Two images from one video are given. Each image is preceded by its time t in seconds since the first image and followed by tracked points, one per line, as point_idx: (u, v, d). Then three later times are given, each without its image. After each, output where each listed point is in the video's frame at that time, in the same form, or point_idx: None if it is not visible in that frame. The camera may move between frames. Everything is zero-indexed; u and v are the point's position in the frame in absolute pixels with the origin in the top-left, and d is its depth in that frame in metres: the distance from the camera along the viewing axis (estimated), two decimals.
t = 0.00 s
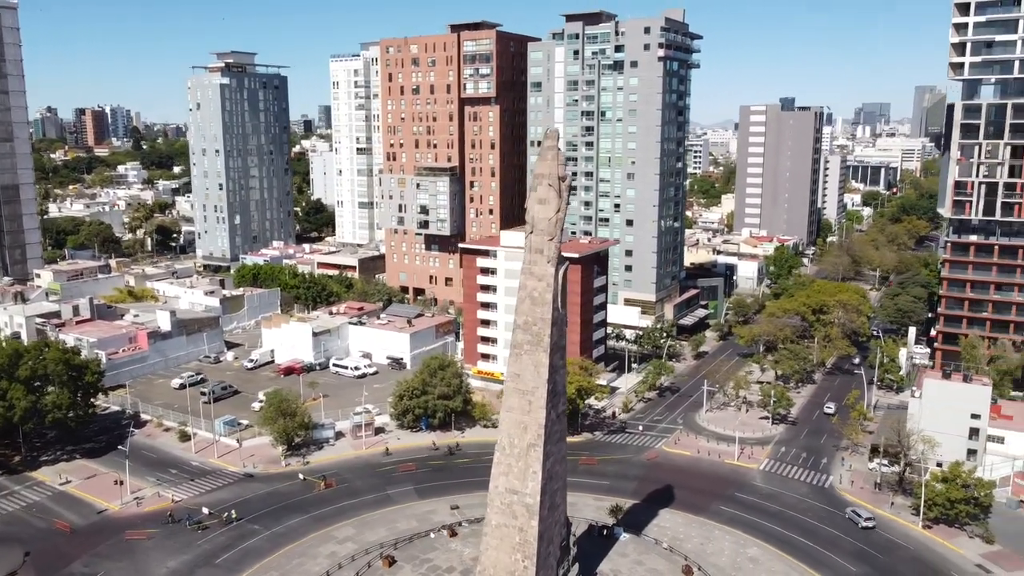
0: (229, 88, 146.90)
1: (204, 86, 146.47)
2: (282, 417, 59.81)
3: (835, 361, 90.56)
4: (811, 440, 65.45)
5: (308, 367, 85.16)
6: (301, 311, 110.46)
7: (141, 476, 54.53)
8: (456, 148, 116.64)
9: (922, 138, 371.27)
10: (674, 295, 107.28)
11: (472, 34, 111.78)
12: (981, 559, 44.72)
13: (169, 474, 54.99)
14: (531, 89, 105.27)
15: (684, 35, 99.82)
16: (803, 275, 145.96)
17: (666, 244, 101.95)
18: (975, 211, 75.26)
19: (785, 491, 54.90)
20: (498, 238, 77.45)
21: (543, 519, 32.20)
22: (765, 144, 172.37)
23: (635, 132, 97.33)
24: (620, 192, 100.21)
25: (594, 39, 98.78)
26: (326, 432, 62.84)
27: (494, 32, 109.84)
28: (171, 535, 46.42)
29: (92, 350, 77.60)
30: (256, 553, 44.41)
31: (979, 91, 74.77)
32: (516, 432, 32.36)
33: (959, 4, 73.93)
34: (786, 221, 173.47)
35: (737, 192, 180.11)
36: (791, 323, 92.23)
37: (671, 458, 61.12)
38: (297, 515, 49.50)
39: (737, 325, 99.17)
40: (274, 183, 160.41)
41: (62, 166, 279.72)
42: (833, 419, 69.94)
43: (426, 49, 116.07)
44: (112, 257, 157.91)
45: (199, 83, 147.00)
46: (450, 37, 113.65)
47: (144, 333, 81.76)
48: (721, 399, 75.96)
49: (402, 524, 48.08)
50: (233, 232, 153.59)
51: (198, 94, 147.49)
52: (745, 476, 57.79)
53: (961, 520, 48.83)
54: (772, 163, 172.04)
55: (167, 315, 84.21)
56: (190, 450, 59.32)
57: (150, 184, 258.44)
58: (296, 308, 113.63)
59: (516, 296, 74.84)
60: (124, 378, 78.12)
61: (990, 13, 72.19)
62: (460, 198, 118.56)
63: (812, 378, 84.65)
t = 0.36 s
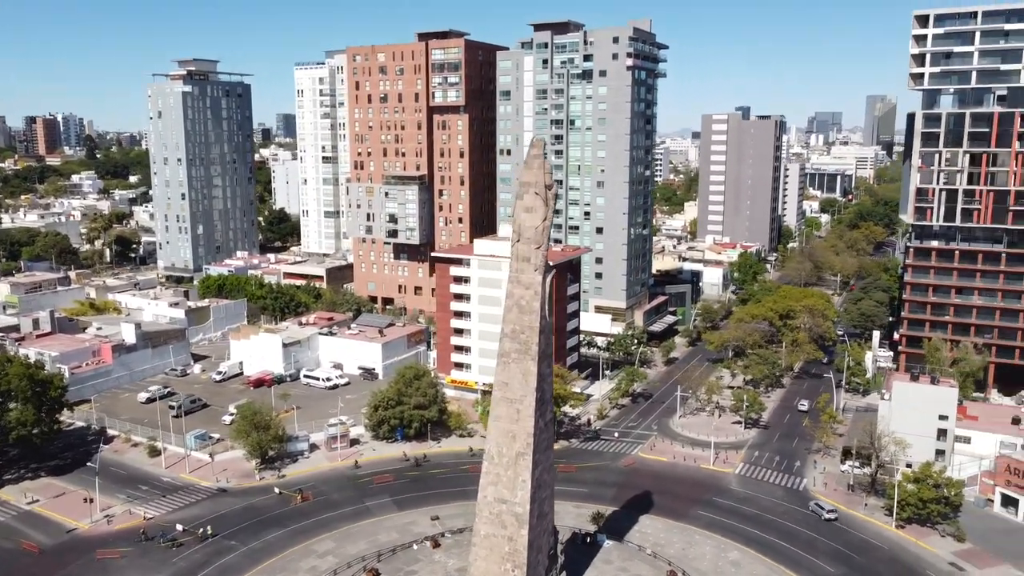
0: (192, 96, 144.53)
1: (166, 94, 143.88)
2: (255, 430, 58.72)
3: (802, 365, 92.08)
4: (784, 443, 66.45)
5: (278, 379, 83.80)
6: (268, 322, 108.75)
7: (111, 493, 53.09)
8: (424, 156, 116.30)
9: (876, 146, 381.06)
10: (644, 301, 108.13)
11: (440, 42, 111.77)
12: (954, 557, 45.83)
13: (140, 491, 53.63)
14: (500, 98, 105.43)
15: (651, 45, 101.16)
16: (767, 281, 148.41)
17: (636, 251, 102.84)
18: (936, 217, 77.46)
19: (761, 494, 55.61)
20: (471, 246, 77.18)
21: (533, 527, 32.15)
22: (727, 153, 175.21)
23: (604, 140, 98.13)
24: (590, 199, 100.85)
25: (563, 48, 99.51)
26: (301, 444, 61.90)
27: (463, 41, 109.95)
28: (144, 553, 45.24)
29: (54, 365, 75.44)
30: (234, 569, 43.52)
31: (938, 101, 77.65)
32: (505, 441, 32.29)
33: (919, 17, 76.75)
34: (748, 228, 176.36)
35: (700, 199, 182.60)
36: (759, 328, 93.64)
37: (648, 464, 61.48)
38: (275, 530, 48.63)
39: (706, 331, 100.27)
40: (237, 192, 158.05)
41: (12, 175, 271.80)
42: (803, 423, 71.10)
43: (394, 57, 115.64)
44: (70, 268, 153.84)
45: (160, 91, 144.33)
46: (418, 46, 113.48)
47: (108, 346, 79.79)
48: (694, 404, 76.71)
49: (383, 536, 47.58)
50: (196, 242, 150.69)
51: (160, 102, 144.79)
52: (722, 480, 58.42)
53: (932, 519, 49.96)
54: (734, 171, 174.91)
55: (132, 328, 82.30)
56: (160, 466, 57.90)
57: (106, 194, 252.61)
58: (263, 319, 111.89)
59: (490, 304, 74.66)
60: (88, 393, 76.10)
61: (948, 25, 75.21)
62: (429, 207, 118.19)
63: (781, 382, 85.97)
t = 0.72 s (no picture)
0: (146, 107, 141.43)
1: (119, 105, 140.55)
2: (222, 448, 57.37)
3: (764, 372, 93.67)
4: (751, 450, 67.51)
5: (241, 396, 82.00)
6: (228, 337, 106.55)
7: (71, 516, 51.32)
8: (387, 168, 115.64)
9: (824, 158, 391.24)
10: (608, 312, 108.96)
11: (403, 54, 111.50)
12: (921, 558, 47.34)
13: (102, 513, 51.94)
14: (463, 110, 105.45)
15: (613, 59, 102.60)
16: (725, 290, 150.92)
17: (600, 261, 103.68)
18: (892, 226, 79.99)
19: (732, 501, 56.38)
20: (437, 258, 76.83)
21: (518, 540, 32.07)
22: (684, 165, 178.00)
23: (568, 152, 98.90)
24: (554, 211, 101.43)
25: (526, 61, 100.22)
26: (269, 461, 60.67)
27: (425, 53, 109.89)
28: None
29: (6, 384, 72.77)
30: None
31: (892, 113, 80.94)
32: (489, 454, 32.18)
33: (873, 32, 80.30)
34: (706, 238, 179.19)
35: (658, 210, 184.96)
36: (722, 336, 95.10)
37: (619, 474, 61.76)
38: (245, 550, 47.54)
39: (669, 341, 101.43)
40: (193, 205, 154.88)
41: None
42: (769, 430, 72.30)
43: (355, 69, 114.87)
44: (16, 285, 148.58)
45: (113, 101, 140.90)
46: (379, 57, 113.03)
47: (63, 364, 77.31)
48: (661, 413, 77.45)
49: (358, 553, 46.95)
50: (150, 257, 146.96)
51: (113, 113, 141.33)
52: (693, 488, 59.02)
53: (899, 521, 51.41)
54: (691, 183, 177.76)
55: (88, 345, 79.87)
56: (122, 487, 56.18)
57: (51, 207, 244.83)
58: (222, 334, 109.61)
59: (458, 316, 74.35)
60: (42, 413, 73.57)
61: (901, 41, 78.74)
62: (392, 219, 117.51)
63: (745, 390, 87.37)
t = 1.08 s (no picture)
0: (113, 111, 138.85)
1: (85, 109, 137.84)
2: (202, 457, 56.47)
3: (740, 374, 94.64)
4: (731, 451, 68.31)
5: (217, 403, 80.76)
6: (201, 345, 104.89)
7: (47, 530, 50.13)
8: (362, 173, 114.88)
9: (789, 163, 397.43)
10: (585, 315, 109.45)
11: (377, 58, 110.92)
12: (903, 555, 48.83)
13: (79, 526, 50.80)
14: (439, 115, 105.14)
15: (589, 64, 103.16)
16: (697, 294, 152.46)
17: (577, 265, 104.14)
18: (864, 229, 81.96)
19: (716, 503, 57.01)
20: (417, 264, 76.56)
21: (513, 545, 32.04)
22: (655, 169, 179.49)
23: (545, 157, 99.19)
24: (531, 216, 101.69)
25: (501, 66, 100.30)
26: (249, 471, 59.80)
27: (400, 58, 109.46)
28: None
29: None
30: None
31: (863, 119, 82.33)
32: (483, 460, 32.09)
33: (844, 39, 81.85)
34: (677, 242, 180.86)
35: (629, 214, 186.20)
36: (699, 339, 95.98)
37: (603, 477, 62.00)
38: (229, 561, 46.78)
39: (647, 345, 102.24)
40: (162, 211, 152.30)
41: None
42: (749, 432, 73.15)
43: (328, 73, 113.89)
44: None
45: (78, 106, 138.11)
46: (353, 62, 112.28)
47: (33, 375, 75.55)
48: (641, 416, 77.98)
49: (345, 562, 46.51)
50: (118, 263, 144.07)
51: (78, 118, 138.53)
52: (676, 490, 59.48)
53: (880, 519, 52.75)
54: (662, 187, 179.33)
55: (59, 354, 78.09)
56: (99, 498, 55.06)
57: (11, 214, 238.70)
58: (195, 341, 107.95)
59: (439, 322, 74.07)
60: (11, 425, 71.80)
61: (871, 48, 80.28)
62: (367, 224, 116.81)
63: (722, 392, 88.29)
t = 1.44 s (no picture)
0: (87, 121, 136.82)
1: (59, 119, 135.73)
2: (187, 472, 55.53)
3: (723, 383, 95.16)
4: (718, 460, 68.72)
5: (199, 417, 79.45)
6: (179, 357, 103.31)
7: (29, 549, 48.99)
8: (343, 184, 114.21)
9: (760, 173, 402.49)
10: (568, 325, 109.64)
11: (358, 69, 110.59)
12: (892, 561, 49.43)
13: (62, 545, 49.70)
14: (421, 125, 104.94)
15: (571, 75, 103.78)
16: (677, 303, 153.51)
17: (560, 275, 104.43)
18: (844, 238, 83.27)
19: (705, 511, 57.28)
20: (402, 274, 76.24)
21: (516, 557, 31.92)
22: (632, 179, 180.62)
23: (528, 167, 99.52)
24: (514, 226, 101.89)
25: (484, 77, 100.49)
26: (235, 485, 58.93)
27: (381, 68, 109.24)
28: None
29: None
30: None
31: (842, 130, 83.82)
32: (484, 471, 31.95)
33: (823, 52, 83.14)
34: (654, 251, 182.03)
35: (607, 224, 187.06)
36: (681, 348, 96.51)
37: (592, 487, 61.96)
38: None
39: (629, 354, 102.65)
40: (137, 222, 150.06)
41: None
42: (735, 441, 73.48)
43: (308, 83, 113.23)
44: None
45: (52, 115, 135.95)
46: (334, 72, 111.82)
47: (9, 390, 73.92)
48: (627, 425, 78.19)
49: None
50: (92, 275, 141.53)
51: (51, 127, 136.35)
52: (666, 499, 59.66)
53: (868, 525, 53.47)
54: (639, 197, 180.50)
55: (35, 368, 76.44)
56: (82, 516, 53.98)
57: None
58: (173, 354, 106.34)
59: (425, 333, 73.80)
60: None
61: (849, 60, 81.79)
62: (348, 235, 116.10)
63: (706, 400, 88.79)
